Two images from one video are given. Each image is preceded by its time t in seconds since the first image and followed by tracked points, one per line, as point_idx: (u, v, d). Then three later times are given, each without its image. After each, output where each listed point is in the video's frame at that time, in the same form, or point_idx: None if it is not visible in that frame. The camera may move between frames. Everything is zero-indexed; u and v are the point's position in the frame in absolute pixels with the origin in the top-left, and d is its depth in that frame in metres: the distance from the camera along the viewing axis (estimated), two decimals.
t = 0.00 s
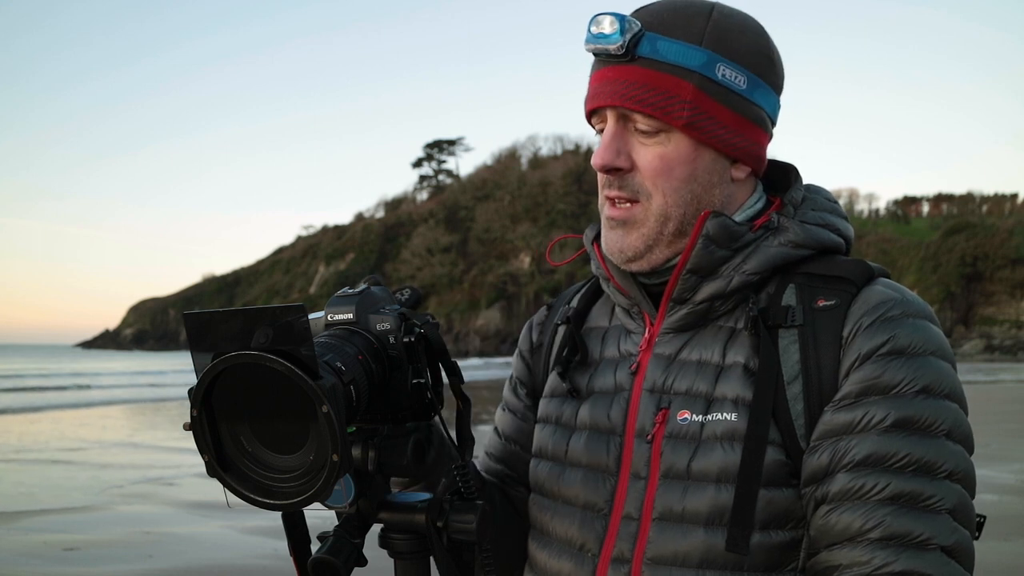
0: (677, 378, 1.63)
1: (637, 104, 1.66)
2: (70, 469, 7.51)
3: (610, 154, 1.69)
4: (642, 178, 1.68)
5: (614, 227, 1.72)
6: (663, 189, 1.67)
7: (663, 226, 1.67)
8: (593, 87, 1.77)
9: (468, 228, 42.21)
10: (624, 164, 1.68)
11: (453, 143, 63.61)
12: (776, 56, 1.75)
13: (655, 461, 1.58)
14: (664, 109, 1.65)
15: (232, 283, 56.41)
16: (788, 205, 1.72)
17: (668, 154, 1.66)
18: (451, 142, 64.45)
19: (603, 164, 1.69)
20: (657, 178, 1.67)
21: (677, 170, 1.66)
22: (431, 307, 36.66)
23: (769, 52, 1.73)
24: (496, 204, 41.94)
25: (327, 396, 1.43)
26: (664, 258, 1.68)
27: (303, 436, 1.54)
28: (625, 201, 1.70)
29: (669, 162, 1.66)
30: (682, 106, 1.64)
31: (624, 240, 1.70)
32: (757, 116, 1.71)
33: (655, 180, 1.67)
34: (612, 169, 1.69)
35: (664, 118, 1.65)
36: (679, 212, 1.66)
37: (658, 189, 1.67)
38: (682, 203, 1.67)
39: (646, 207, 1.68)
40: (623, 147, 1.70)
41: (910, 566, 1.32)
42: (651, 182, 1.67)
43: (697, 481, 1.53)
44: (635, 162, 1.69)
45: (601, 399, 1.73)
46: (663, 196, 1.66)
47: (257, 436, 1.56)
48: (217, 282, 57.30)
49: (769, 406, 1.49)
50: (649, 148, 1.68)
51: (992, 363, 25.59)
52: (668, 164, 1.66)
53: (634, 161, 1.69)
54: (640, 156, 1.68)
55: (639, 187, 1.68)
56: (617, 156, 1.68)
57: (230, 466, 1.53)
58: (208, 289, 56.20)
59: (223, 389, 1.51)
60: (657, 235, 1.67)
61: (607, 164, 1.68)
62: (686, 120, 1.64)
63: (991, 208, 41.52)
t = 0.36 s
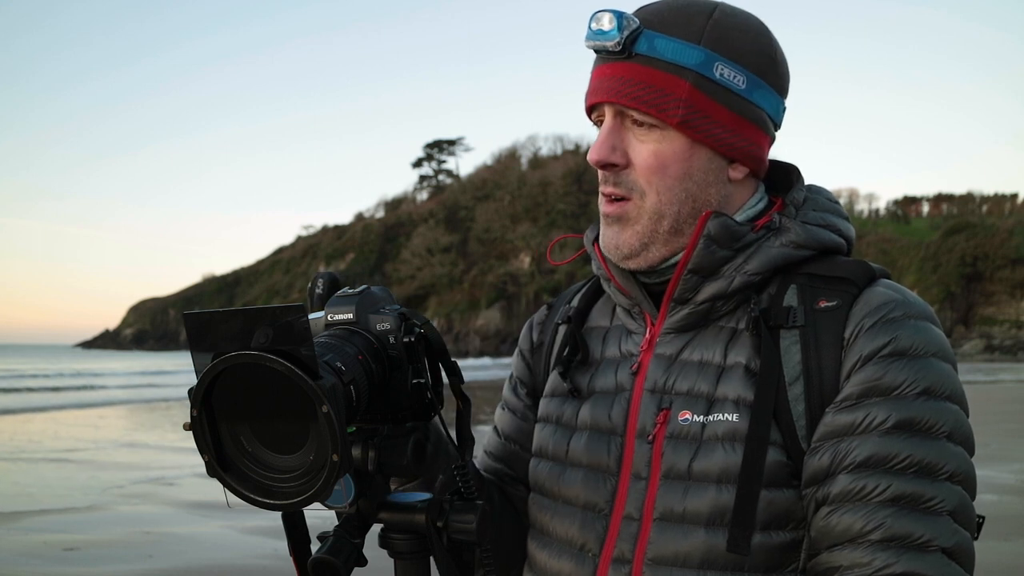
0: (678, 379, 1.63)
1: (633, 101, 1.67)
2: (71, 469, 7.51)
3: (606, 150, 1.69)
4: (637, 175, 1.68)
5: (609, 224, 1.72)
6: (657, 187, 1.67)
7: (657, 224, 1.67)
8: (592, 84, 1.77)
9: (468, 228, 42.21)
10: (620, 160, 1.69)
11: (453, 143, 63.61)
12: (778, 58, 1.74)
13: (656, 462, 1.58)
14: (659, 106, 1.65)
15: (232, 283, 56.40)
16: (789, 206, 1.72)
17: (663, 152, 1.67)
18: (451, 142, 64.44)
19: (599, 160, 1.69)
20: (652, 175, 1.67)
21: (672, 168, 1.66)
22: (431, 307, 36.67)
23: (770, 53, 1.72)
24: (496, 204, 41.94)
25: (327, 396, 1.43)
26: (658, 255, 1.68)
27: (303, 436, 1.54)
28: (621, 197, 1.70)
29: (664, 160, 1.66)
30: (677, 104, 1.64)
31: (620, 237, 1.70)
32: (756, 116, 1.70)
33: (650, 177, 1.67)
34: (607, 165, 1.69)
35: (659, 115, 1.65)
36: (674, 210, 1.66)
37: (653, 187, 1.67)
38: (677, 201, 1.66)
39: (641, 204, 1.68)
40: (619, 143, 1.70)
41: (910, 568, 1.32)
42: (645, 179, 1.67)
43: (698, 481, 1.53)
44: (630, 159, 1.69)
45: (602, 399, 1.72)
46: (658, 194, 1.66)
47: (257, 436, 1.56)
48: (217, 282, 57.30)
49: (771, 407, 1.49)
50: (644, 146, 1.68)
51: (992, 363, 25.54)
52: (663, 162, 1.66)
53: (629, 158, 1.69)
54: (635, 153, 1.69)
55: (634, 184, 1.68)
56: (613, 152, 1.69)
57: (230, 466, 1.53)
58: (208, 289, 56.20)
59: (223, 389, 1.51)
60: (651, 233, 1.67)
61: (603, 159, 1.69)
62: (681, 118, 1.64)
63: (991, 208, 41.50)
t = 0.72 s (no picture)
0: (681, 379, 1.63)
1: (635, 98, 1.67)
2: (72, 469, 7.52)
3: (608, 147, 1.69)
4: (638, 172, 1.68)
5: (610, 222, 1.72)
6: (659, 184, 1.66)
7: (659, 220, 1.66)
8: (594, 83, 1.78)
9: (468, 228, 42.21)
10: (621, 157, 1.68)
11: (453, 143, 63.62)
12: (782, 56, 1.74)
13: (658, 462, 1.58)
14: (660, 103, 1.65)
15: (232, 283, 56.41)
16: (793, 206, 1.72)
17: (664, 149, 1.66)
18: (451, 142, 64.44)
19: (601, 157, 1.69)
20: (653, 171, 1.66)
21: (673, 165, 1.66)
22: (431, 307, 36.67)
23: (772, 51, 1.72)
24: (496, 204, 41.94)
25: (327, 396, 1.43)
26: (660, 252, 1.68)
27: (303, 436, 1.54)
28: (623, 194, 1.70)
29: (666, 157, 1.66)
30: (678, 101, 1.65)
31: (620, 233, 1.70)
32: (758, 114, 1.70)
33: (651, 174, 1.66)
34: (609, 162, 1.69)
35: (660, 112, 1.65)
36: (676, 206, 1.66)
37: (654, 184, 1.66)
38: (679, 199, 1.66)
39: (642, 200, 1.67)
40: (621, 140, 1.70)
41: (911, 570, 1.32)
42: (647, 176, 1.67)
43: (700, 482, 1.53)
44: (632, 156, 1.69)
45: (604, 399, 1.73)
46: (660, 190, 1.66)
47: (257, 437, 1.56)
48: (217, 282, 57.31)
49: (773, 407, 1.49)
50: (645, 143, 1.68)
51: (991, 363, 25.52)
52: (665, 159, 1.66)
53: (631, 155, 1.69)
54: (636, 151, 1.68)
55: (635, 181, 1.68)
56: (615, 149, 1.69)
57: (230, 466, 1.53)
58: (208, 289, 56.21)
59: (223, 389, 1.51)
60: (652, 229, 1.67)
61: (605, 157, 1.68)
62: (682, 115, 1.64)
63: (991, 208, 41.50)
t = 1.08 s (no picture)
0: (683, 379, 1.63)
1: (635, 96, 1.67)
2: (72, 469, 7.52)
3: (609, 145, 1.69)
4: (639, 170, 1.68)
5: (612, 220, 1.72)
6: (660, 182, 1.66)
7: (660, 219, 1.66)
8: (596, 82, 1.78)
9: (468, 228, 42.22)
10: (623, 155, 1.68)
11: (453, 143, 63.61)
12: (784, 56, 1.74)
13: (659, 462, 1.58)
14: (661, 101, 1.65)
15: (232, 283, 56.42)
16: (794, 207, 1.72)
17: (665, 147, 1.66)
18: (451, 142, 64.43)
19: (602, 156, 1.69)
20: (654, 170, 1.66)
21: (673, 164, 1.66)
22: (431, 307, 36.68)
23: (773, 51, 1.72)
24: (496, 204, 41.95)
25: (327, 396, 1.43)
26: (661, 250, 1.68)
27: (303, 436, 1.54)
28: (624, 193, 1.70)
29: (666, 155, 1.66)
30: (678, 99, 1.65)
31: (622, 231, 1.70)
32: (760, 113, 1.70)
33: (651, 172, 1.66)
34: (610, 161, 1.69)
35: (661, 110, 1.66)
36: (675, 205, 1.66)
37: (655, 182, 1.66)
38: (680, 197, 1.66)
39: (644, 199, 1.67)
40: (622, 139, 1.70)
41: (912, 570, 1.32)
42: (647, 175, 1.67)
43: (701, 481, 1.53)
44: (632, 155, 1.69)
45: (605, 399, 1.73)
46: (660, 189, 1.66)
47: (257, 436, 1.56)
48: (217, 282, 57.32)
49: (775, 408, 1.49)
50: (646, 142, 1.68)
51: (991, 363, 25.52)
52: (665, 157, 1.66)
53: (632, 154, 1.69)
54: (637, 149, 1.69)
55: (636, 179, 1.68)
56: (616, 148, 1.69)
57: (230, 466, 1.53)
58: (208, 289, 56.23)
59: (223, 389, 1.51)
60: (653, 227, 1.67)
61: (606, 155, 1.69)
62: (683, 113, 1.64)
63: (991, 208, 41.50)
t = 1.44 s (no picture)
0: (681, 373, 1.63)
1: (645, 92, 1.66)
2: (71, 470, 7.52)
3: (618, 142, 1.69)
4: (647, 166, 1.68)
5: (620, 217, 1.72)
6: (668, 179, 1.67)
7: (668, 215, 1.67)
8: (603, 78, 1.77)
9: (468, 228, 42.23)
10: (631, 151, 1.69)
11: (453, 143, 63.60)
12: (783, 58, 1.75)
13: (658, 456, 1.58)
14: (671, 96, 1.65)
15: (232, 283, 56.41)
16: (793, 205, 1.72)
17: (675, 143, 1.67)
18: (451, 142, 64.42)
19: (612, 152, 1.69)
20: (664, 166, 1.67)
21: (683, 160, 1.67)
22: (431, 307, 36.69)
23: (774, 49, 1.73)
24: (496, 204, 41.96)
25: (327, 396, 1.43)
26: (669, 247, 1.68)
27: (303, 436, 1.54)
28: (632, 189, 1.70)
29: (676, 151, 1.67)
30: (690, 94, 1.65)
31: (630, 228, 1.70)
32: (763, 111, 1.71)
33: (661, 168, 1.67)
34: (619, 157, 1.69)
35: (671, 106, 1.66)
36: (684, 201, 1.67)
37: (665, 178, 1.67)
38: (689, 193, 1.67)
39: (652, 195, 1.68)
40: (632, 135, 1.70)
41: (910, 560, 1.32)
42: (657, 171, 1.67)
43: (700, 475, 1.53)
44: (642, 151, 1.69)
45: (603, 394, 1.73)
46: (669, 185, 1.67)
47: (257, 437, 1.56)
48: (217, 282, 57.33)
49: (775, 402, 1.49)
50: (655, 138, 1.68)
51: (991, 363, 25.51)
52: (675, 153, 1.67)
53: (642, 150, 1.69)
54: (646, 145, 1.69)
55: (645, 175, 1.68)
56: (625, 144, 1.69)
57: (230, 466, 1.53)
58: (208, 289, 56.24)
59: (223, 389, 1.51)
60: (661, 223, 1.68)
61: (616, 151, 1.69)
62: (694, 108, 1.65)
63: (991, 207, 41.49)
